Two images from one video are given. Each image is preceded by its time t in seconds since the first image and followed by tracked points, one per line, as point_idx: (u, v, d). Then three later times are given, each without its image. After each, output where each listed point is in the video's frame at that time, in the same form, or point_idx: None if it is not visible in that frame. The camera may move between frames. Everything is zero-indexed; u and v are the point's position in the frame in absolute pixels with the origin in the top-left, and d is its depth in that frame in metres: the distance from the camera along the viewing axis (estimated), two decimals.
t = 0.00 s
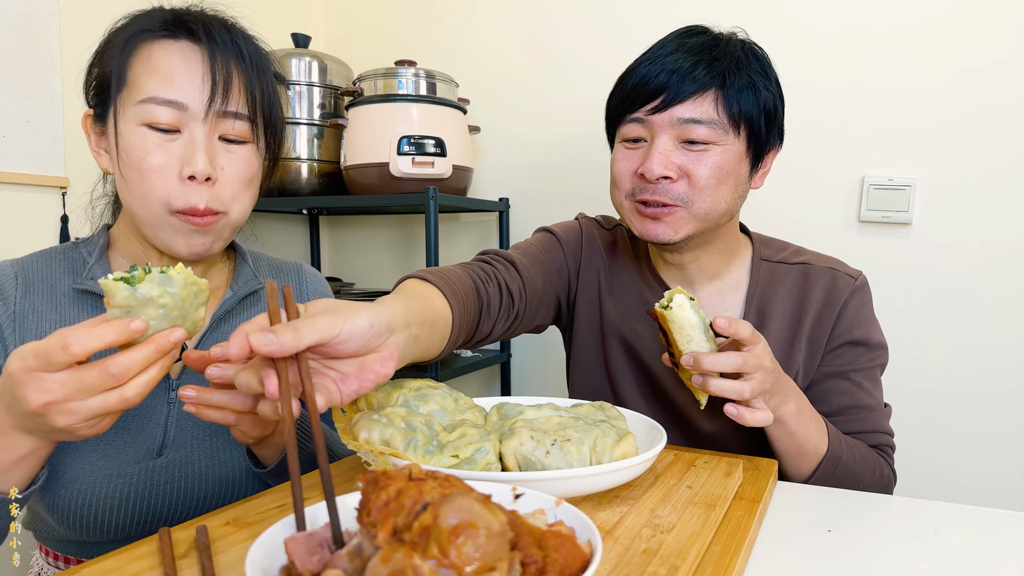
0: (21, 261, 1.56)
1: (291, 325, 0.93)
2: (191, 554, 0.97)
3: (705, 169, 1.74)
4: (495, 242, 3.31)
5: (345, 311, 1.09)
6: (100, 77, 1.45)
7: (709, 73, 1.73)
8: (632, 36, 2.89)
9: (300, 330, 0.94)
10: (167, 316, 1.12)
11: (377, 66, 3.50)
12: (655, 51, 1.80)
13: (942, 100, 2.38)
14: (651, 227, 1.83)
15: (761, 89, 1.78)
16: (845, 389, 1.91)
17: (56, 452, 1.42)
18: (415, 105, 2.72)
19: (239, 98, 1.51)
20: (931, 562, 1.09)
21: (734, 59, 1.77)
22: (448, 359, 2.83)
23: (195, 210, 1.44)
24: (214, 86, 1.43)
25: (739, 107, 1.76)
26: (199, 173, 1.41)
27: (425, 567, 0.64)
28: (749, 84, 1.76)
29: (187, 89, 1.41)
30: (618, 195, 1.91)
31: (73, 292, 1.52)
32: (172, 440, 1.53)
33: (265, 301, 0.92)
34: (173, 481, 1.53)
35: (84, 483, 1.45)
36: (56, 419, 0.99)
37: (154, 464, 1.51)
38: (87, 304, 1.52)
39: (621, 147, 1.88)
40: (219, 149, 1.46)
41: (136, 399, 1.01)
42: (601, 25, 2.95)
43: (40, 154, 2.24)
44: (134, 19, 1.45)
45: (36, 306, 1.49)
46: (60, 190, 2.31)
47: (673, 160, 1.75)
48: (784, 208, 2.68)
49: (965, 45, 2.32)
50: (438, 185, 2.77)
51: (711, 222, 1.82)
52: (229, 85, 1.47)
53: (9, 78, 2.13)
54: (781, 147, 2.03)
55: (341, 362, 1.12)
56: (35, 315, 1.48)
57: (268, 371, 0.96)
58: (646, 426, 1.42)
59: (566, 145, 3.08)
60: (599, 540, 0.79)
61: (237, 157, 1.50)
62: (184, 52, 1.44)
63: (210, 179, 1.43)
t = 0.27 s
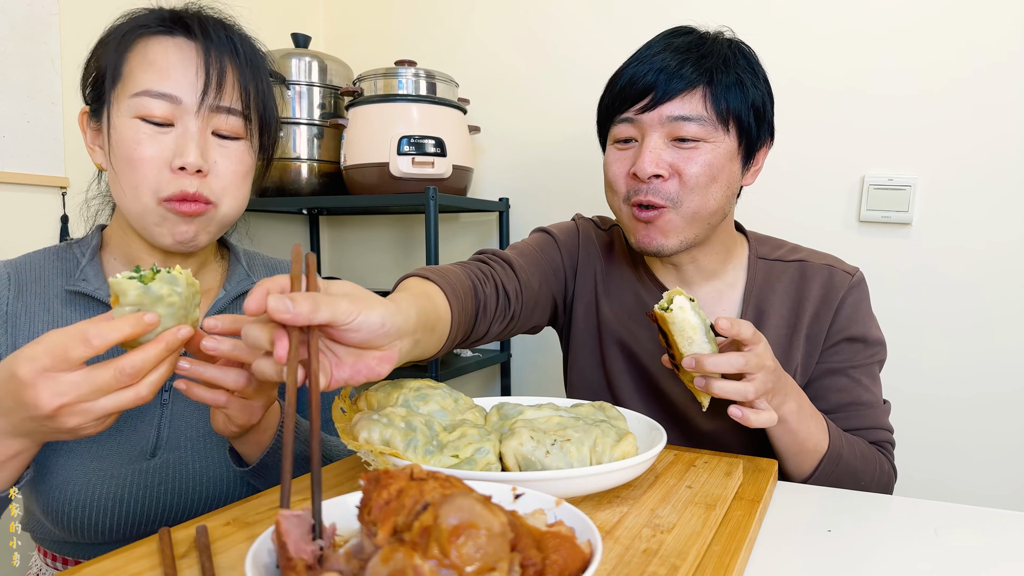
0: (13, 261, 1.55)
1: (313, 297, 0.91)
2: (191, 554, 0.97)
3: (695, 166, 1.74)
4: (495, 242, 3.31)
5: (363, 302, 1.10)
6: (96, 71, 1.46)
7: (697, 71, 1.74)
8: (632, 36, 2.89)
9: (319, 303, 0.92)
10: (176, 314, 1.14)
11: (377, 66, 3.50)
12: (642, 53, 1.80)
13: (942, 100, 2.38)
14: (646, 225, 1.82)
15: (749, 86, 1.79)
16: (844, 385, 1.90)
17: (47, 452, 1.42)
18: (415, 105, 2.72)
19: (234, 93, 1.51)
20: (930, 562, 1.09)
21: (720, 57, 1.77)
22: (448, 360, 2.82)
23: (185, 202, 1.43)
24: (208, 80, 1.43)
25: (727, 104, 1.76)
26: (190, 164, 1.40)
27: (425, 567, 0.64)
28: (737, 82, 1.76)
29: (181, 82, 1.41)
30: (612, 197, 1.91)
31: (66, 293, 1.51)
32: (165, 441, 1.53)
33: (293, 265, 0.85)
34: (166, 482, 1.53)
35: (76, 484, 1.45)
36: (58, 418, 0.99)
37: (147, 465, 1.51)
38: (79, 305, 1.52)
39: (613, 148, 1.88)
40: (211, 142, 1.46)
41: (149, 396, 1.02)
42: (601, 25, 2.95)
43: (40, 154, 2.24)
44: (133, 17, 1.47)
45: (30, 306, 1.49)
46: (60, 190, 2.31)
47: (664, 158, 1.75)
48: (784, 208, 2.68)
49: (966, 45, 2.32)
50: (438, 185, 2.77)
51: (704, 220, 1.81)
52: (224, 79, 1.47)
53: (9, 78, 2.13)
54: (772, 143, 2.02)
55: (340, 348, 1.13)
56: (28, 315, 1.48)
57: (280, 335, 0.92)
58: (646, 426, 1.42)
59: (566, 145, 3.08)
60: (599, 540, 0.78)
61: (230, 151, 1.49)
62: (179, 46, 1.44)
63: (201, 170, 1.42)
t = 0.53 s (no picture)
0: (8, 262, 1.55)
1: (359, 291, 0.94)
2: (191, 554, 0.97)
3: (693, 166, 1.74)
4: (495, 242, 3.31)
5: (400, 304, 1.11)
6: (87, 71, 1.46)
7: (690, 72, 1.74)
8: (632, 36, 2.89)
9: (363, 298, 0.95)
10: (183, 316, 1.14)
11: (377, 66, 3.50)
12: (635, 54, 1.81)
13: (943, 100, 2.38)
14: (643, 226, 1.82)
15: (743, 84, 1.79)
16: (840, 381, 1.91)
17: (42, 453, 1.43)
18: (415, 105, 2.72)
19: (223, 90, 1.51)
20: (930, 562, 1.09)
21: (714, 57, 1.77)
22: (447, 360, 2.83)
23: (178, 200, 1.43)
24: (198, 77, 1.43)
25: (722, 104, 1.76)
26: (182, 162, 1.39)
27: (426, 567, 0.64)
28: (730, 81, 1.76)
29: (172, 79, 1.41)
30: (609, 197, 1.91)
31: (58, 293, 1.51)
32: (159, 441, 1.53)
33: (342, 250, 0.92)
34: (160, 482, 1.53)
35: (69, 485, 1.45)
36: (58, 421, 0.99)
37: (140, 466, 1.51)
38: (72, 305, 1.51)
39: (609, 150, 1.89)
40: (203, 140, 1.46)
41: (151, 400, 1.04)
42: (601, 25, 2.95)
43: (40, 154, 2.24)
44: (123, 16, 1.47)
45: (23, 307, 1.49)
46: (60, 190, 2.31)
47: (660, 159, 1.75)
48: (784, 208, 2.68)
49: (966, 46, 2.32)
50: (438, 185, 2.77)
51: (704, 217, 1.81)
52: (213, 76, 1.47)
53: (9, 78, 2.13)
54: (767, 139, 2.02)
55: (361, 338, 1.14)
56: (21, 315, 1.48)
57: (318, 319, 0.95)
58: (646, 426, 1.41)
59: (566, 146, 3.08)
60: (599, 540, 0.78)
61: (222, 149, 1.49)
62: (170, 44, 1.44)
63: (194, 168, 1.42)
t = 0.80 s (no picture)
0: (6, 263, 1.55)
1: (368, 272, 0.97)
2: (191, 554, 0.97)
3: (683, 165, 1.74)
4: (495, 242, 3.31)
5: (408, 290, 1.13)
6: (90, 69, 1.46)
7: (676, 71, 1.74)
8: (632, 36, 2.89)
9: (371, 279, 0.98)
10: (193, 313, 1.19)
11: (377, 66, 3.50)
12: (623, 56, 1.82)
13: (943, 100, 2.38)
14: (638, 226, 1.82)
15: (730, 82, 1.78)
16: (837, 378, 1.91)
17: (44, 456, 1.43)
18: (415, 105, 2.72)
19: (228, 93, 1.51)
20: (930, 562, 1.09)
21: (700, 56, 1.78)
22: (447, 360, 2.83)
23: (177, 201, 1.42)
24: (202, 79, 1.43)
25: (708, 101, 1.76)
26: (183, 163, 1.39)
27: (426, 567, 0.64)
28: (717, 79, 1.76)
29: (175, 80, 1.41)
30: (604, 199, 1.91)
31: (56, 294, 1.51)
32: (155, 442, 1.54)
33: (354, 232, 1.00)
34: (157, 483, 1.53)
35: (68, 486, 1.45)
36: (59, 422, 0.99)
37: (138, 467, 1.51)
38: (69, 306, 1.51)
39: (601, 152, 1.89)
40: (204, 141, 1.45)
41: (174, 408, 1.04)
42: (601, 25, 2.95)
43: (40, 154, 2.24)
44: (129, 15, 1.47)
45: (20, 308, 1.49)
46: (60, 190, 2.31)
47: (650, 158, 1.75)
48: (784, 208, 2.68)
49: (966, 46, 2.32)
50: (438, 185, 2.77)
51: (695, 216, 1.81)
52: (218, 78, 1.47)
53: (9, 77, 2.13)
54: (758, 136, 2.01)
55: (366, 323, 1.16)
56: (19, 316, 1.48)
57: (326, 296, 0.98)
58: (646, 426, 1.41)
59: (566, 146, 3.08)
60: (599, 540, 0.78)
61: (223, 151, 1.49)
62: (174, 44, 1.45)
63: (194, 169, 1.42)
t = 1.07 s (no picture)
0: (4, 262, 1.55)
1: (375, 245, 1.01)
2: (191, 554, 0.97)
3: (683, 166, 1.75)
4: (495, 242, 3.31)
5: (412, 268, 1.16)
6: (95, 71, 1.45)
7: (675, 73, 1.74)
8: (632, 36, 2.89)
9: (378, 252, 1.01)
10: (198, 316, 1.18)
11: (377, 66, 3.50)
12: (621, 57, 1.81)
13: (943, 100, 2.38)
14: (638, 226, 1.82)
15: (727, 82, 1.78)
16: (833, 374, 1.91)
17: (46, 457, 1.43)
18: (415, 105, 2.72)
19: (234, 98, 1.51)
20: (931, 562, 1.09)
21: (697, 57, 1.78)
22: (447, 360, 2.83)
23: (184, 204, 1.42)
24: (209, 83, 1.43)
25: (707, 102, 1.76)
26: (188, 166, 1.39)
27: (426, 567, 0.64)
28: (715, 80, 1.76)
29: (182, 83, 1.41)
30: (602, 199, 1.91)
31: (57, 294, 1.51)
32: (154, 442, 1.54)
33: (359, 211, 1.04)
34: (156, 483, 1.53)
35: (67, 485, 1.45)
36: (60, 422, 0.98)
37: (137, 467, 1.51)
38: (70, 305, 1.51)
39: (599, 153, 1.89)
40: (210, 144, 1.45)
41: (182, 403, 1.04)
42: (601, 25, 2.96)
43: (40, 154, 2.24)
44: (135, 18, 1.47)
45: (21, 308, 1.48)
46: (60, 191, 2.31)
47: (649, 159, 1.76)
48: (784, 208, 2.68)
49: (966, 46, 2.32)
50: (438, 185, 2.77)
51: (693, 214, 1.81)
52: (224, 82, 1.47)
53: (9, 77, 2.13)
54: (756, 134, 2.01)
55: (369, 299, 1.21)
56: (19, 316, 1.48)
57: (332, 263, 1.00)
58: (646, 426, 1.41)
59: (566, 146, 3.08)
60: (599, 540, 0.78)
61: (228, 154, 1.48)
62: (181, 48, 1.45)
63: (200, 172, 1.41)
